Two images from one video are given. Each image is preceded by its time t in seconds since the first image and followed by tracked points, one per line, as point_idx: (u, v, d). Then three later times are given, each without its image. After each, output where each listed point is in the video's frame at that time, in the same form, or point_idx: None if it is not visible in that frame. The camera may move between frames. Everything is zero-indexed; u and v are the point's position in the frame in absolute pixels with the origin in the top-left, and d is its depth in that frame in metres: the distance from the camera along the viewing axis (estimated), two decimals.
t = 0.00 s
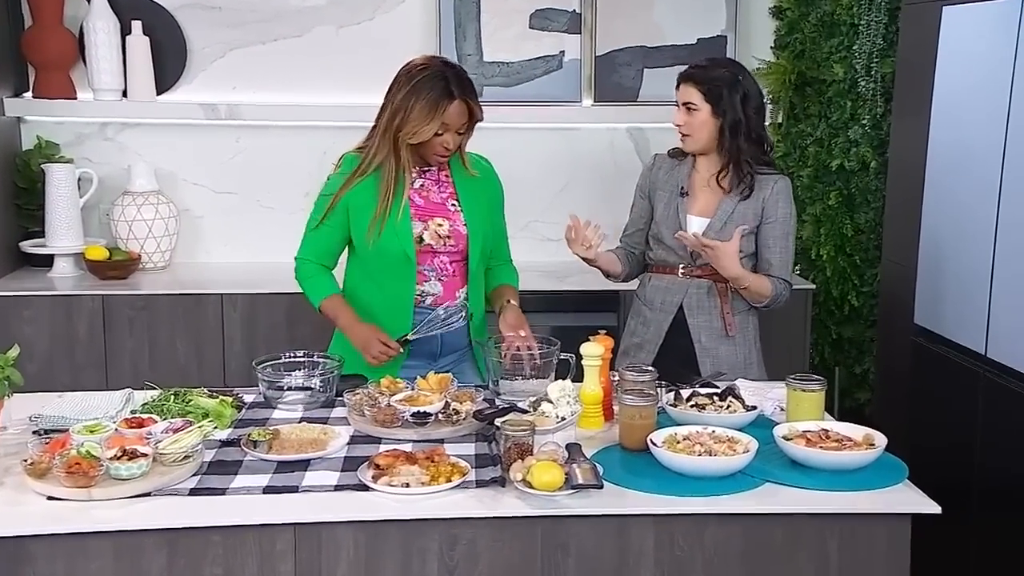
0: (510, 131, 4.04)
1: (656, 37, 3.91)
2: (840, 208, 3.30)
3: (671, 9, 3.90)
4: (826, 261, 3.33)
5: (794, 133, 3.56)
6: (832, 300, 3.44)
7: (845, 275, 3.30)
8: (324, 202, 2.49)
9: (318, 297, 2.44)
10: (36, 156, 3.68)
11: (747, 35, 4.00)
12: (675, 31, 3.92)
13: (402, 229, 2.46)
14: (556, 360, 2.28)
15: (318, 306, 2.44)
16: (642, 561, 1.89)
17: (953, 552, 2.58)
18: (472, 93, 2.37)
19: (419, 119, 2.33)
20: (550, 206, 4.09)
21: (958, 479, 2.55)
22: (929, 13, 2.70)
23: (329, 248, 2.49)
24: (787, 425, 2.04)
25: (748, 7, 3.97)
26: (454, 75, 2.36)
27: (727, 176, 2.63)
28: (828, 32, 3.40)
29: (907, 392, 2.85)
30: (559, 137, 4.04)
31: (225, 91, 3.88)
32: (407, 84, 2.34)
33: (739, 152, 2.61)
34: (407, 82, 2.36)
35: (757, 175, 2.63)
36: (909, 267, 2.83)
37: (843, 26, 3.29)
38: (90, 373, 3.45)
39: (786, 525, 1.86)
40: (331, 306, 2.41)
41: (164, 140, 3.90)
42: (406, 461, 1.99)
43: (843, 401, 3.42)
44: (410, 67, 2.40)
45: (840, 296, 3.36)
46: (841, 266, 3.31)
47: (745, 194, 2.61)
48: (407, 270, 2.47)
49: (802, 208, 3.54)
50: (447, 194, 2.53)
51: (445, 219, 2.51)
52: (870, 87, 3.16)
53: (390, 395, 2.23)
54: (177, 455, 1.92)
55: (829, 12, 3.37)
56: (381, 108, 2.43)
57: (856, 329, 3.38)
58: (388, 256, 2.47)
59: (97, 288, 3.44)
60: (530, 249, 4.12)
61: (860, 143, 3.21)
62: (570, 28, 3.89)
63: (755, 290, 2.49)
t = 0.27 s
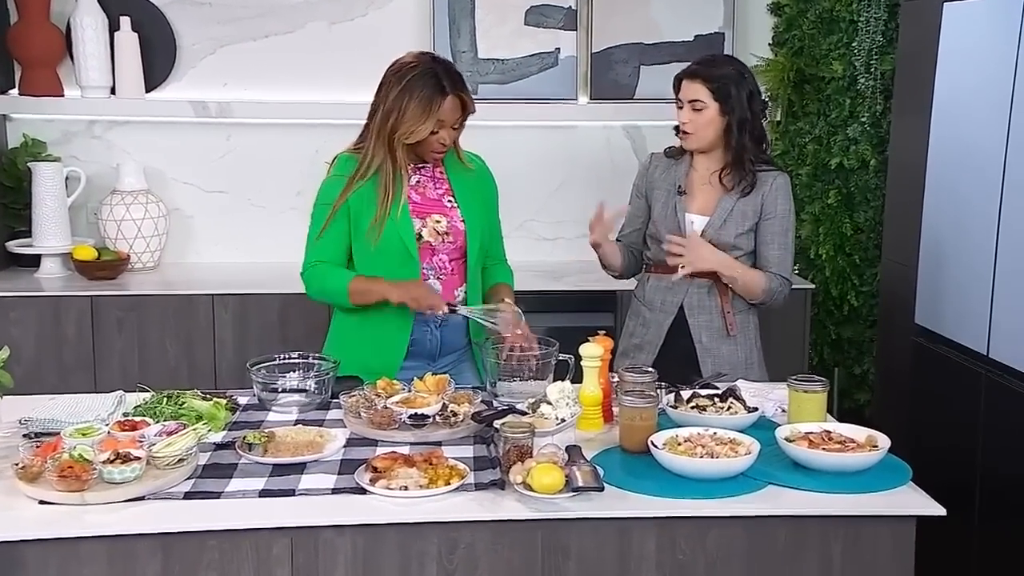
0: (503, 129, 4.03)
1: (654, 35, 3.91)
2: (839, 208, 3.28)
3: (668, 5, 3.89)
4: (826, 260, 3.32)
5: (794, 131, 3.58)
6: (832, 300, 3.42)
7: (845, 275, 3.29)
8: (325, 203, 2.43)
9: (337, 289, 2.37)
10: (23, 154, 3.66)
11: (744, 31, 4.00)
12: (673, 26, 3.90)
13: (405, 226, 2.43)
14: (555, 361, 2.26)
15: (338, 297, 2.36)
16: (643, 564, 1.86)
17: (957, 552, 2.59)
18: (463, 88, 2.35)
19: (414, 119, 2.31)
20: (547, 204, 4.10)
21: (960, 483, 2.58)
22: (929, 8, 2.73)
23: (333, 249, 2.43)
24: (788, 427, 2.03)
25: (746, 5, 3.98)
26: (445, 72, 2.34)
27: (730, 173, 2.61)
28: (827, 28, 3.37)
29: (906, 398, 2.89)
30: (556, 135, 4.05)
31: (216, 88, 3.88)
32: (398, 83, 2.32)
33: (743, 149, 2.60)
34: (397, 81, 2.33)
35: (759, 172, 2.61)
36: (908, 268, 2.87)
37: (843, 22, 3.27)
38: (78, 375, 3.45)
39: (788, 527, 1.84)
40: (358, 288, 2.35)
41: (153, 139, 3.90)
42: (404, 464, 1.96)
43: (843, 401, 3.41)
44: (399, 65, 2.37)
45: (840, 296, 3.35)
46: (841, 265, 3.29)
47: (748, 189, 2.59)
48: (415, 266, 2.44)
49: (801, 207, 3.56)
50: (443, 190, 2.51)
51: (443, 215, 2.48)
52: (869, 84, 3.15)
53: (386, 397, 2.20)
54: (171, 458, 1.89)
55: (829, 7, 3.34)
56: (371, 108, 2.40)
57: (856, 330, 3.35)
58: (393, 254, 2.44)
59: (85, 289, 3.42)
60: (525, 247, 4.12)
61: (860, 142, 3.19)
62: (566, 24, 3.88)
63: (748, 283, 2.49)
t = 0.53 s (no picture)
0: (497, 128, 4.03)
1: (651, 30, 3.92)
2: (838, 206, 3.26)
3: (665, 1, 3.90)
4: (824, 259, 3.31)
5: (791, 128, 3.60)
6: (830, 300, 3.41)
7: (845, 274, 3.28)
8: (340, 201, 2.35)
9: (375, 287, 2.26)
10: (8, 152, 3.63)
11: (742, 28, 3.99)
12: (667, 22, 3.92)
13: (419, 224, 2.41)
14: (553, 362, 2.23)
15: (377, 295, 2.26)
16: (644, 568, 1.83)
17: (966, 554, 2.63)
18: (450, 71, 2.36)
19: (417, 109, 2.29)
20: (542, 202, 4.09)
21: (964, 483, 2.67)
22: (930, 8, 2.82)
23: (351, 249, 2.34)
24: (790, 428, 2.01)
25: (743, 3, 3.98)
26: (429, 60, 2.33)
27: (737, 173, 2.59)
28: (824, 25, 3.35)
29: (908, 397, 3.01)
30: (553, 133, 4.05)
31: (206, 85, 3.88)
32: (389, 82, 2.29)
33: (750, 149, 2.59)
34: (387, 79, 2.30)
35: (765, 170, 2.61)
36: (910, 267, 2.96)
37: (840, 20, 3.22)
38: (67, 378, 3.44)
39: (791, 529, 1.81)
40: (400, 284, 2.25)
41: (142, 137, 3.89)
42: (402, 466, 1.92)
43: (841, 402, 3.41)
44: (381, 63, 2.34)
45: (839, 295, 3.34)
46: (840, 264, 3.28)
47: (750, 188, 2.57)
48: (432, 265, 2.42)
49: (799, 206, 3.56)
50: (442, 185, 2.49)
51: (445, 211, 2.47)
52: (868, 81, 3.14)
53: (382, 399, 2.16)
54: (165, 461, 1.85)
55: (827, 4, 3.30)
56: (364, 112, 2.36)
57: (855, 330, 3.32)
58: (406, 253, 2.40)
59: (74, 289, 3.41)
60: (520, 245, 4.12)
61: (858, 140, 3.18)
62: (561, 21, 3.88)
63: (737, 280, 2.48)
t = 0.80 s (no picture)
0: (490, 126, 4.01)
1: (646, 28, 3.90)
2: (835, 206, 3.28)
3: None
4: (822, 259, 3.32)
5: (789, 126, 3.60)
6: (828, 300, 3.43)
7: (842, 274, 3.29)
8: (342, 206, 2.31)
9: (377, 293, 2.24)
10: None
11: (738, 25, 3.98)
12: (662, 19, 3.91)
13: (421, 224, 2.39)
14: (549, 362, 2.22)
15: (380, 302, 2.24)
16: (644, 570, 1.81)
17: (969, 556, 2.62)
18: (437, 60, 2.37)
19: (428, 102, 2.30)
20: (537, 201, 4.08)
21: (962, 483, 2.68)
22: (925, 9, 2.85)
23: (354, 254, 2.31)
24: (790, 429, 1.99)
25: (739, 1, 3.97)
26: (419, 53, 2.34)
27: (733, 171, 2.59)
28: (822, 22, 3.36)
29: (906, 400, 3.01)
30: (547, 131, 4.04)
31: (196, 83, 3.85)
32: (397, 83, 2.27)
33: (749, 147, 2.60)
34: (390, 75, 2.28)
35: (762, 166, 2.61)
36: (908, 267, 2.97)
37: (838, 17, 3.26)
38: (55, 380, 3.41)
39: (792, 531, 1.79)
40: (401, 291, 2.23)
41: (130, 136, 3.86)
42: (398, 468, 1.88)
43: (839, 403, 3.41)
44: (372, 61, 2.31)
45: (836, 295, 3.35)
46: (838, 264, 3.30)
47: (746, 185, 2.58)
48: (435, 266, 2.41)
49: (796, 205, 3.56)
50: (438, 184, 2.47)
51: (443, 210, 2.45)
52: (866, 79, 3.14)
53: (378, 400, 2.14)
54: (157, 465, 1.82)
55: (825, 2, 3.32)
56: (365, 113, 2.31)
57: (852, 330, 3.33)
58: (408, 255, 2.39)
59: (62, 289, 3.38)
60: (514, 243, 4.11)
61: (856, 138, 3.18)
62: (555, 18, 3.87)
63: (739, 277, 2.48)
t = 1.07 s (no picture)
0: (482, 125, 4.01)
1: (639, 27, 3.90)
2: (829, 205, 3.28)
3: None
4: (816, 259, 3.34)
5: (783, 126, 3.60)
6: (822, 301, 3.44)
7: (836, 274, 3.31)
8: (335, 203, 2.29)
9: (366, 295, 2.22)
10: None
11: (731, 24, 3.99)
12: (655, 17, 3.90)
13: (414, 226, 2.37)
14: (544, 363, 2.19)
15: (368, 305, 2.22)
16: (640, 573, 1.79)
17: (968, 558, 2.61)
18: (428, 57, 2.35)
19: (417, 94, 2.28)
20: (530, 201, 4.08)
21: (958, 482, 2.68)
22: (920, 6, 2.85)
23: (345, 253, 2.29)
24: (785, 430, 2.00)
25: None
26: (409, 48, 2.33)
27: (725, 172, 2.59)
28: (817, 21, 3.37)
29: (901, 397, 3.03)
30: (540, 131, 4.03)
31: (186, 82, 3.83)
32: (384, 76, 2.25)
33: (740, 148, 2.60)
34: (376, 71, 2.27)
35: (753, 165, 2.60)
36: (903, 267, 2.97)
37: (832, 16, 3.27)
38: (44, 382, 3.39)
39: (789, 533, 1.77)
40: (389, 294, 2.21)
41: (119, 135, 3.83)
42: (393, 470, 1.86)
43: (834, 403, 3.42)
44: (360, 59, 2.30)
45: (831, 295, 3.38)
46: (831, 264, 3.31)
47: (738, 185, 2.58)
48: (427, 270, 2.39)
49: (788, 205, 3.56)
50: (432, 185, 2.46)
51: (436, 211, 2.43)
52: (860, 79, 3.15)
53: (372, 401, 2.12)
54: (150, 467, 1.80)
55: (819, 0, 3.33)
56: (351, 110, 2.31)
57: (846, 331, 3.34)
58: (400, 255, 2.37)
59: (50, 290, 3.36)
60: (508, 242, 4.10)
61: (850, 138, 3.17)
62: (549, 17, 3.86)
63: (736, 273, 2.49)
